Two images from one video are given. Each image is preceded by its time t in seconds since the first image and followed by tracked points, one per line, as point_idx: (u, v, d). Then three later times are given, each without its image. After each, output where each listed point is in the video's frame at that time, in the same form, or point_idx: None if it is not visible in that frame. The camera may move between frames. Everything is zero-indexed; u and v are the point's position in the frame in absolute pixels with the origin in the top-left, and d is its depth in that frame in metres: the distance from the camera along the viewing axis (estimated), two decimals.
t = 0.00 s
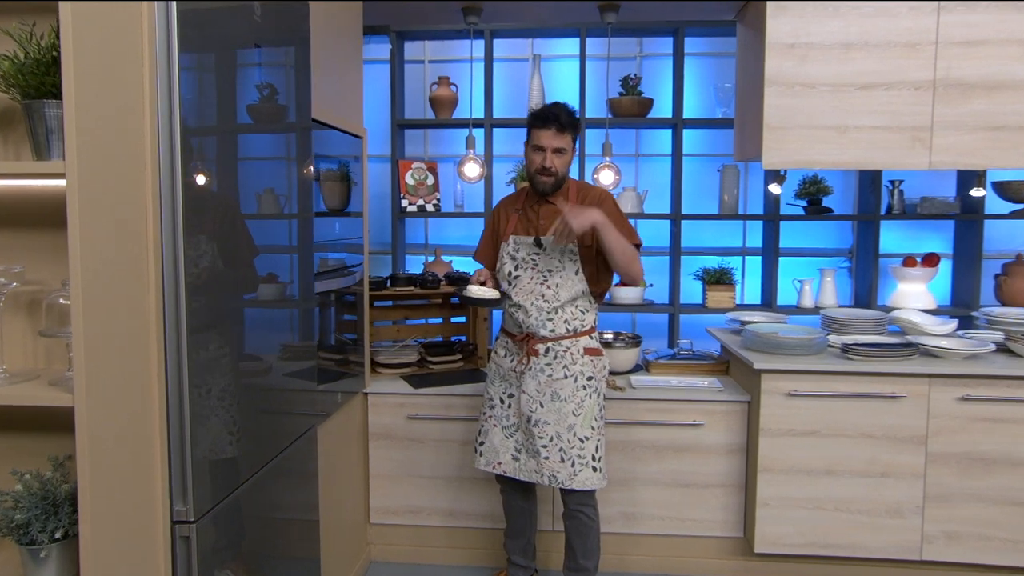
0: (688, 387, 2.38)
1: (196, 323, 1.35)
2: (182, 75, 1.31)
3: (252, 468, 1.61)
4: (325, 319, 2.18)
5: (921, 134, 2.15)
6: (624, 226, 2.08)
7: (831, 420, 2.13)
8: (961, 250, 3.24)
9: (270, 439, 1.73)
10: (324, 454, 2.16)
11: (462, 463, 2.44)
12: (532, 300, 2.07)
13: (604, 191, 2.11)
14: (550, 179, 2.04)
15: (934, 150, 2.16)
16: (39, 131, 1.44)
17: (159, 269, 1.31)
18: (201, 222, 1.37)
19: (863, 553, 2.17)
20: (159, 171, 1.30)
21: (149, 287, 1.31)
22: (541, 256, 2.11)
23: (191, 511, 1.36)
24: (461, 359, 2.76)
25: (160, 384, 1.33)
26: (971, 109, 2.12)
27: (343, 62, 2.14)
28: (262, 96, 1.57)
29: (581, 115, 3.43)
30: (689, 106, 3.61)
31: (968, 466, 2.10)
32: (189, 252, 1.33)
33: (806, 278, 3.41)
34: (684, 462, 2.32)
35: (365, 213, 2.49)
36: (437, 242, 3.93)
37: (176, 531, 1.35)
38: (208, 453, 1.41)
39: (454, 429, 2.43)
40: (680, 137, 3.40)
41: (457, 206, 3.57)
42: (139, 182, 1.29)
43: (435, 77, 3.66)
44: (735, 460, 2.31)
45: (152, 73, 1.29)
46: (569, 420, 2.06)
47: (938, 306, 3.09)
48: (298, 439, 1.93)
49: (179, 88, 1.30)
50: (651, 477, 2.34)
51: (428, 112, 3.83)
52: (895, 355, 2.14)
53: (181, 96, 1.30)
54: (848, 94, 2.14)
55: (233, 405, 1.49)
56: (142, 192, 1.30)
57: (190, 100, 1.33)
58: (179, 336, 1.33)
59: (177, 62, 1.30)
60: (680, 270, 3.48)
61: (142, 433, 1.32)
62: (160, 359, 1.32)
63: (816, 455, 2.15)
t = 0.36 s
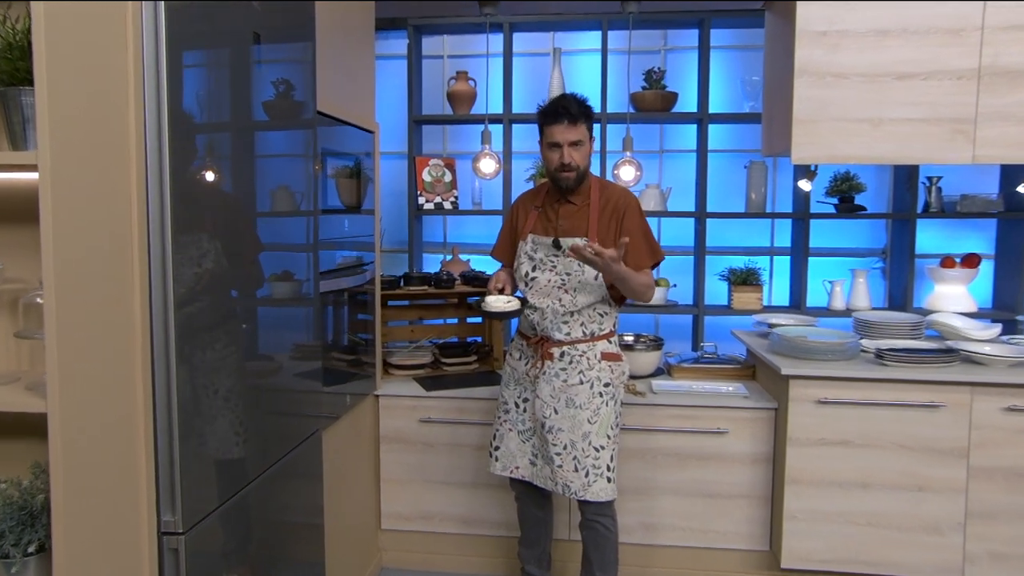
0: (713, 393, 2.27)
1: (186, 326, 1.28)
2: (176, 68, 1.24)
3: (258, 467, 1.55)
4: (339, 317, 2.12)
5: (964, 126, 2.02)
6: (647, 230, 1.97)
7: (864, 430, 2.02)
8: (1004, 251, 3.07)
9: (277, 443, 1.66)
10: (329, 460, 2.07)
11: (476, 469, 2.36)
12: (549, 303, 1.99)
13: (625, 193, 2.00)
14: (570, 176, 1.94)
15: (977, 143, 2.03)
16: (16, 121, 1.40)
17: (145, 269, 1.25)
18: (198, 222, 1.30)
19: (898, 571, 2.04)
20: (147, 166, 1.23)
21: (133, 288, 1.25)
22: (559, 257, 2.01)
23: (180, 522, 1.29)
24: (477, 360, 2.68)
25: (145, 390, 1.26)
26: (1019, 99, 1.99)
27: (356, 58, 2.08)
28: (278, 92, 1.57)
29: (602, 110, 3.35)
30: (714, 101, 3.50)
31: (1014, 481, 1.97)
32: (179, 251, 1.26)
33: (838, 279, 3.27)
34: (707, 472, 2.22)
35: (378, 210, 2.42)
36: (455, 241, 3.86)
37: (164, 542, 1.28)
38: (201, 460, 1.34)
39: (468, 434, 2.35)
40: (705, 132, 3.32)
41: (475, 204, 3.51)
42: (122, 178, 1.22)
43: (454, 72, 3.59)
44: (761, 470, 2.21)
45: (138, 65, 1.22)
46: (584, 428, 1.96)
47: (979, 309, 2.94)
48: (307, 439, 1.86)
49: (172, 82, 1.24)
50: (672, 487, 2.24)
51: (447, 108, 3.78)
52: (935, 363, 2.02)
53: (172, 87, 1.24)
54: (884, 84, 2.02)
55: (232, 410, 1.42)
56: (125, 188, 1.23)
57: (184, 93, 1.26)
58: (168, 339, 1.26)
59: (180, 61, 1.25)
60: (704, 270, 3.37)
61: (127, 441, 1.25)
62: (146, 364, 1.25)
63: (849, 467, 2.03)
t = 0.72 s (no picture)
0: (734, 404, 2.15)
1: (162, 341, 1.17)
2: (151, 60, 1.12)
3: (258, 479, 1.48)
4: (343, 320, 2.04)
5: (1004, 122, 1.91)
6: (658, 234, 1.81)
7: (896, 445, 1.89)
8: None
9: (279, 453, 1.58)
10: (326, 472, 1.98)
11: (484, 481, 2.26)
12: (557, 312, 1.89)
13: (635, 191, 1.85)
14: (557, 176, 1.87)
15: (1019, 139, 1.91)
16: None
17: (113, 281, 1.12)
18: (185, 227, 1.20)
19: None
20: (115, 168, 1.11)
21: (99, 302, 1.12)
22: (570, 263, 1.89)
23: (154, 551, 1.18)
24: (485, 368, 2.58)
25: (116, 412, 1.15)
26: None
27: (359, 53, 1.99)
28: (284, 91, 1.49)
29: (617, 107, 3.24)
30: (733, 98, 3.37)
31: None
32: (153, 261, 1.14)
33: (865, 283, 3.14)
34: (727, 487, 2.10)
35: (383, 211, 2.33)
36: (465, 242, 3.77)
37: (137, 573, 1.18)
38: (189, 475, 1.25)
39: (475, 445, 2.25)
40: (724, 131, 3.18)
41: (485, 205, 3.41)
42: (88, 177, 1.10)
43: (464, 70, 3.50)
44: (784, 486, 2.08)
45: (105, 52, 1.09)
46: (586, 444, 1.85)
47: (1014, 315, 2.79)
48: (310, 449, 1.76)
49: (147, 76, 1.12)
50: (690, 503, 2.13)
51: (457, 107, 3.68)
52: (973, 375, 1.89)
53: (145, 82, 1.11)
54: (918, 77, 1.89)
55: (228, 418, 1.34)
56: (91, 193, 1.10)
57: (160, 88, 1.14)
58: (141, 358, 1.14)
59: (183, 59, 1.18)
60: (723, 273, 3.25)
61: (95, 469, 1.15)
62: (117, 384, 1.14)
63: (879, 485, 1.91)
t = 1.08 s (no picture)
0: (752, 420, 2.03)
1: (132, 370, 1.03)
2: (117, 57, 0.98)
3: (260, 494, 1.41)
4: (344, 330, 1.95)
5: None
6: (592, 248, 1.63)
7: (926, 466, 1.77)
8: None
9: (278, 468, 1.48)
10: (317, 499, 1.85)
11: (489, 500, 2.15)
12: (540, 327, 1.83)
13: (591, 199, 1.69)
14: (527, 184, 1.82)
15: None
16: None
17: (70, 301, 0.96)
18: (159, 239, 1.06)
19: None
20: (73, 181, 0.95)
21: (54, 328, 0.95)
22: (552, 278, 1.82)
23: None
24: (489, 380, 2.47)
25: (72, 462, 0.99)
26: None
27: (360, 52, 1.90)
28: (284, 93, 1.40)
29: (627, 107, 3.14)
30: (748, 97, 3.24)
31: None
32: (120, 284, 1.00)
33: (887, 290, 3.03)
34: (744, 509, 1.99)
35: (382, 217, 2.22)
36: (471, 247, 3.66)
37: None
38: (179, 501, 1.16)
39: (479, 462, 2.15)
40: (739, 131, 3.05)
41: (491, 209, 3.32)
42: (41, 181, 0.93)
43: (470, 70, 3.40)
44: (806, 507, 1.97)
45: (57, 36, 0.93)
46: (572, 465, 1.76)
47: None
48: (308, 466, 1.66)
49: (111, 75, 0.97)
50: (705, 524, 2.01)
51: (463, 108, 3.58)
52: (1009, 391, 1.77)
53: (108, 83, 0.96)
54: (949, 73, 1.78)
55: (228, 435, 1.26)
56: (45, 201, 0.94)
57: (127, 89, 0.99)
58: (110, 395, 1.00)
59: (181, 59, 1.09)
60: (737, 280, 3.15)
61: (51, 534, 0.98)
62: (77, 428, 0.99)
63: (908, 508, 1.79)
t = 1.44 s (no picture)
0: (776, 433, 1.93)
1: (109, 388, 0.94)
2: (93, 57, 0.88)
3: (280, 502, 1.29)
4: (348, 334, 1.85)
5: None
6: (511, 247, 1.68)
7: (964, 484, 1.66)
8: None
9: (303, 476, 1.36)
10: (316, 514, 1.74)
11: (497, 515, 2.07)
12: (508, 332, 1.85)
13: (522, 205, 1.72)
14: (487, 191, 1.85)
15: None
16: None
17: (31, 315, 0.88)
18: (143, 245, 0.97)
19: None
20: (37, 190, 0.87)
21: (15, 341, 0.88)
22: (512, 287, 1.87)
23: None
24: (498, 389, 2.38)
25: (36, 488, 0.91)
26: None
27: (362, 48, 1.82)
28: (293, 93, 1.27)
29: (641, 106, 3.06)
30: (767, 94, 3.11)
31: None
32: (93, 296, 0.91)
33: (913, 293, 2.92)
34: (767, 526, 1.89)
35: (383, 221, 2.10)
36: (480, 250, 3.57)
37: None
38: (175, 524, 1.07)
39: (487, 475, 2.06)
40: (755, 129, 3.03)
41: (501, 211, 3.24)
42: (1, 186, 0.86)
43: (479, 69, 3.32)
44: (832, 526, 1.86)
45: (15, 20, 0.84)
46: (539, 474, 1.75)
47: None
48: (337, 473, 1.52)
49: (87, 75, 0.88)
50: (725, 543, 1.91)
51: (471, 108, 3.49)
52: None
53: (77, 80, 0.87)
54: (987, 65, 1.67)
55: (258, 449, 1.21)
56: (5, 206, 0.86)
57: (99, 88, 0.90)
58: (92, 420, 0.93)
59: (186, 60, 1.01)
60: (755, 283, 3.05)
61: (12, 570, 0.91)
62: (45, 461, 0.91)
63: (944, 528, 1.68)
